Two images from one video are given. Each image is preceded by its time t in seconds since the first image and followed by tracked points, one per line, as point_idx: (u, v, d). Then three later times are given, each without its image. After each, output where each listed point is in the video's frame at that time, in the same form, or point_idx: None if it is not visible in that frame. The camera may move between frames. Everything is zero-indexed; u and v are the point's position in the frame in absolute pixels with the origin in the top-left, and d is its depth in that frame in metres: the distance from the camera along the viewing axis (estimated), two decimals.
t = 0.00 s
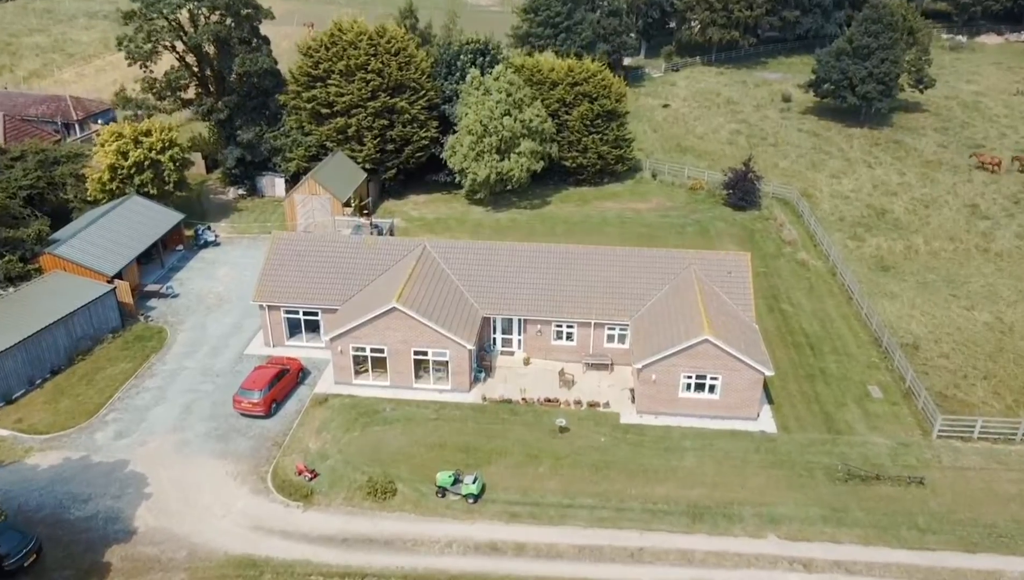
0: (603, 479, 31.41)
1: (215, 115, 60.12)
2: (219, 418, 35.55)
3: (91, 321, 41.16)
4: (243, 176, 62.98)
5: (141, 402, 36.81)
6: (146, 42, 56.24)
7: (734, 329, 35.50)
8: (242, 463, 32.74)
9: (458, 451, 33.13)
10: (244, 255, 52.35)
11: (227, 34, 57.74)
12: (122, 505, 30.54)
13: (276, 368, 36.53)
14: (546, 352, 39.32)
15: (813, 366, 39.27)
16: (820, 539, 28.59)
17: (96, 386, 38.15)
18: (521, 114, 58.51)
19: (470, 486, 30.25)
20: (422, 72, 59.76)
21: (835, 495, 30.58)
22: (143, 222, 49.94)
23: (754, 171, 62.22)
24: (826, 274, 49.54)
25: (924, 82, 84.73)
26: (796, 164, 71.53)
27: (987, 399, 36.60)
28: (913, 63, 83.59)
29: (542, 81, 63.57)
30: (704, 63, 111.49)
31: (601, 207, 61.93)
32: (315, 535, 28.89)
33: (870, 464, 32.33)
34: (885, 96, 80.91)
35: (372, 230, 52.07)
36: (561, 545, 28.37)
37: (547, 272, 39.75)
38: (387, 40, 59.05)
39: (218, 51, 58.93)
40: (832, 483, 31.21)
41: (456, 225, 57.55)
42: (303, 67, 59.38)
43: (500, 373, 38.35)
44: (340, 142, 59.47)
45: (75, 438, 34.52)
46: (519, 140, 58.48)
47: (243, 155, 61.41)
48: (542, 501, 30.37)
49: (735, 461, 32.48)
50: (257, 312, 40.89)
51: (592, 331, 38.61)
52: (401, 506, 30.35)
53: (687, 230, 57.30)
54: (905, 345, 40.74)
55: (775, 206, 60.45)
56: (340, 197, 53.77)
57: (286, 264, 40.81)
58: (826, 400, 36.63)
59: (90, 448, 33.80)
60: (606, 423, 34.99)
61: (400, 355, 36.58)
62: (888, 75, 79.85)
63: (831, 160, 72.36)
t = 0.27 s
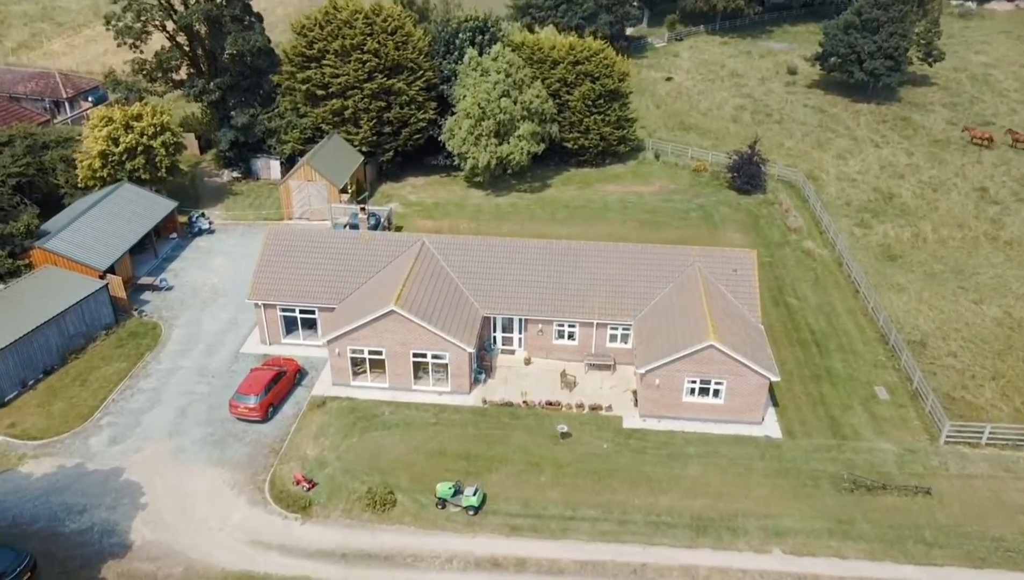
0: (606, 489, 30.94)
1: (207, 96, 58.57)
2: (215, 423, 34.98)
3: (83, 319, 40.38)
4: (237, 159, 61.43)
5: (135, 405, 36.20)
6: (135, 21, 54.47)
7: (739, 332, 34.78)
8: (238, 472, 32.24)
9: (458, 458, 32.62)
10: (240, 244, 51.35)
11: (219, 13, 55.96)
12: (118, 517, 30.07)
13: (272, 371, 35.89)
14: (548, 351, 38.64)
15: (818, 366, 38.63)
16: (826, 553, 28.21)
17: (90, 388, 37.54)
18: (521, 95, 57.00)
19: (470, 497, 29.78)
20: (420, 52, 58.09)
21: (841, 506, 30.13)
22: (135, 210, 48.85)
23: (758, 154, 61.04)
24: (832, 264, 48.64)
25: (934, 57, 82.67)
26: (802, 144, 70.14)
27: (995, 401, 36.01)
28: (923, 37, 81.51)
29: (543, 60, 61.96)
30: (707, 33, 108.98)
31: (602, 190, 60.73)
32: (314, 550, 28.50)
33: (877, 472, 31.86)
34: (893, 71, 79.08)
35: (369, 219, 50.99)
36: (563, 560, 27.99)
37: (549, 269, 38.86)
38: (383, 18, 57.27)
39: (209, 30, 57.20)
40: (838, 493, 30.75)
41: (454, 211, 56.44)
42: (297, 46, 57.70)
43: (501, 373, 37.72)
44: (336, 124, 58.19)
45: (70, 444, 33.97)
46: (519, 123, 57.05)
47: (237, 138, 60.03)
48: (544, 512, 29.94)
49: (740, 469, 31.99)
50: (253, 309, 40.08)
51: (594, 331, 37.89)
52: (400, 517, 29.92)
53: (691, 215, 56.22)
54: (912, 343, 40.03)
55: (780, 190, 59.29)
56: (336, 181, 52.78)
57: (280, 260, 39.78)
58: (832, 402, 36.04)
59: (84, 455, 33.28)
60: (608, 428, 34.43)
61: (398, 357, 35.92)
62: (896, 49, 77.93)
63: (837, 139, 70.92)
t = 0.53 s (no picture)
0: (605, 501, 30.49)
1: (196, 80, 56.99)
2: (207, 429, 34.37)
3: (71, 319, 39.51)
4: (228, 143, 60.16)
5: (126, 411, 35.53)
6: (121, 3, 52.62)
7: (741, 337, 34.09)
8: (232, 482, 31.70)
9: (454, 467, 32.10)
10: (231, 235, 50.32)
11: None
12: (109, 532, 29.53)
13: (266, 375, 35.25)
14: (546, 353, 37.95)
15: (821, 366, 38.01)
16: (828, 569, 27.87)
17: (80, 391, 36.83)
18: (518, 79, 55.48)
19: (467, 511, 29.28)
20: (413, 33, 56.41)
21: (844, 518, 29.72)
22: (124, 202, 47.71)
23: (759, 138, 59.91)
24: (835, 256, 47.80)
25: (940, 32, 80.85)
26: (805, 124, 68.81)
27: (1000, 405, 35.49)
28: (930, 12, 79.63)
29: (540, 40, 60.27)
30: (708, 4, 106.48)
31: (601, 175, 59.57)
32: (309, 567, 28.08)
33: (879, 482, 31.43)
34: (899, 47, 77.30)
35: (362, 209, 49.83)
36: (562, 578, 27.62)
37: (547, 269, 37.99)
38: None
39: (197, 12, 55.45)
40: (840, 504, 30.34)
41: (450, 198, 55.33)
42: (287, 28, 55.98)
43: (499, 376, 37.08)
44: (328, 108, 56.76)
45: (60, 452, 33.37)
46: (516, 107, 55.65)
47: (228, 122, 58.59)
48: (543, 525, 29.52)
49: (741, 478, 31.53)
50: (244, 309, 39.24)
51: (593, 332, 37.17)
52: (396, 531, 29.47)
53: (691, 202, 55.18)
54: (916, 342, 39.39)
55: (782, 176, 58.23)
56: (329, 171, 51.67)
57: (271, 259, 38.74)
58: (835, 406, 35.49)
59: (75, 465, 32.69)
60: (607, 434, 33.89)
61: (394, 361, 35.24)
62: (902, 24, 76.12)
63: (840, 119, 69.53)
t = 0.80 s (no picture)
0: (605, 515, 30.22)
1: (191, 65, 55.87)
2: (204, 437, 34.02)
3: (65, 320, 38.94)
4: (223, 130, 59.10)
5: (122, 417, 35.17)
6: None
7: (744, 347, 33.56)
8: (229, 494, 31.42)
9: (454, 478, 31.78)
10: (227, 227, 49.55)
11: None
12: (106, 547, 29.31)
13: (262, 382, 34.81)
14: (546, 356, 37.47)
15: (825, 371, 37.51)
16: None
17: (75, 396, 36.43)
18: (519, 65, 54.05)
19: (466, 527, 29.01)
20: (411, 17, 54.87)
21: (847, 534, 29.45)
22: (117, 194, 46.82)
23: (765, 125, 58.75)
24: (840, 251, 47.03)
25: (951, 9, 79.01)
26: (811, 107, 67.44)
27: (1006, 412, 35.04)
28: None
29: (541, 22, 58.67)
30: None
31: (603, 163, 58.52)
32: None
33: (883, 495, 31.11)
34: (909, 25, 75.56)
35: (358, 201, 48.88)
36: None
37: (548, 271, 37.31)
38: None
39: None
40: (843, 519, 30.05)
41: (450, 187, 54.39)
42: (281, 11, 54.34)
43: (498, 381, 36.65)
44: (325, 94, 55.50)
45: (55, 461, 33.07)
46: (516, 94, 54.40)
47: (222, 108, 57.41)
48: (543, 540, 29.26)
49: (743, 491, 31.22)
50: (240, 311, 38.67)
51: (594, 336, 36.64)
52: (395, 546, 29.23)
53: (695, 191, 54.20)
54: (922, 346, 38.84)
55: (788, 164, 57.19)
56: (326, 161, 50.64)
57: (267, 261, 38.07)
58: (838, 414, 35.06)
59: (70, 475, 32.40)
60: (608, 443, 33.52)
61: (392, 368, 34.80)
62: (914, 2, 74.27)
63: (847, 102, 68.15)
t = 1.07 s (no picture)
0: (605, 523, 30.18)
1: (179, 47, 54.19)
2: (201, 441, 33.79)
3: (58, 318, 38.42)
4: (215, 111, 57.75)
5: (118, 420, 34.91)
6: None
7: (745, 350, 33.24)
8: (227, 501, 31.30)
9: (453, 485, 31.67)
10: (221, 216, 48.78)
11: None
12: (105, 557, 29.25)
13: (259, 385, 34.48)
14: (545, 356, 37.13)
15: (826, 370, 37.25)
16: None
17: (70, 397, 36.11)
18: (517, 45, 52.53)
19: (465, 537, 28.98)
20: None
21: (846, 542, 29.46)
22: (107, 184, 45.94)
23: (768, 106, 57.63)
24: (843, 241, 46.43)
25: None
26: (815, 84, 66.14)
27: (1007, 414, 34.88)
28: None
29: None
30: None
31: (603, 145, 57.53)
32: None
33: (883, 501, 31.07)
34: None
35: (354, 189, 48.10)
36: None
37: (547, 270, 36.78)
38: None
39: None
40: (842, 526, 30.03)
41: (447, 172, 53.50)
42: None
43: (497, 381, 36.36)
44: (318, 76, 54.29)
45: (52, 467, 32.88)
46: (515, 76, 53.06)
47: (214, 90, 56.05)
48: (542, 550, 29.22)
49: (742, 497, 31.16)
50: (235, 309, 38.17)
51: (594, 337, 36.27)
52: (394, 556, 29.20)
53: (696, 176, 53.33)
54: (924, 343, 38.53)
55: (790, 147, 56.23)
56: (320, 147, 49.94)
57: (261, 259, 37.42)
58: (839, 415, 34.89)
59: (68, 482, 32.23)
60: (607, 447, 33.35)
61: (390, 371, 34.49)
62: None
63: (852, 78, 66.83)
